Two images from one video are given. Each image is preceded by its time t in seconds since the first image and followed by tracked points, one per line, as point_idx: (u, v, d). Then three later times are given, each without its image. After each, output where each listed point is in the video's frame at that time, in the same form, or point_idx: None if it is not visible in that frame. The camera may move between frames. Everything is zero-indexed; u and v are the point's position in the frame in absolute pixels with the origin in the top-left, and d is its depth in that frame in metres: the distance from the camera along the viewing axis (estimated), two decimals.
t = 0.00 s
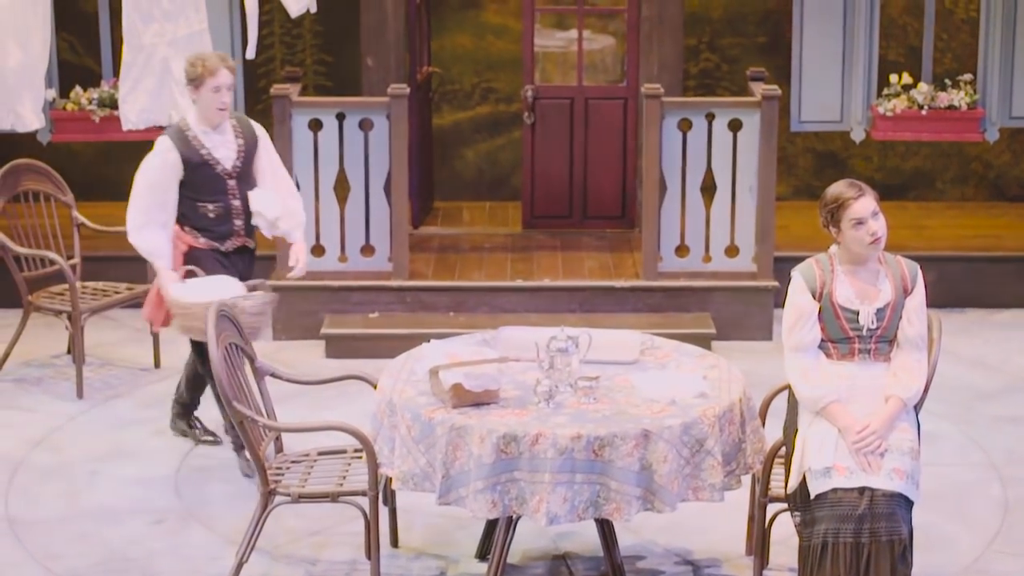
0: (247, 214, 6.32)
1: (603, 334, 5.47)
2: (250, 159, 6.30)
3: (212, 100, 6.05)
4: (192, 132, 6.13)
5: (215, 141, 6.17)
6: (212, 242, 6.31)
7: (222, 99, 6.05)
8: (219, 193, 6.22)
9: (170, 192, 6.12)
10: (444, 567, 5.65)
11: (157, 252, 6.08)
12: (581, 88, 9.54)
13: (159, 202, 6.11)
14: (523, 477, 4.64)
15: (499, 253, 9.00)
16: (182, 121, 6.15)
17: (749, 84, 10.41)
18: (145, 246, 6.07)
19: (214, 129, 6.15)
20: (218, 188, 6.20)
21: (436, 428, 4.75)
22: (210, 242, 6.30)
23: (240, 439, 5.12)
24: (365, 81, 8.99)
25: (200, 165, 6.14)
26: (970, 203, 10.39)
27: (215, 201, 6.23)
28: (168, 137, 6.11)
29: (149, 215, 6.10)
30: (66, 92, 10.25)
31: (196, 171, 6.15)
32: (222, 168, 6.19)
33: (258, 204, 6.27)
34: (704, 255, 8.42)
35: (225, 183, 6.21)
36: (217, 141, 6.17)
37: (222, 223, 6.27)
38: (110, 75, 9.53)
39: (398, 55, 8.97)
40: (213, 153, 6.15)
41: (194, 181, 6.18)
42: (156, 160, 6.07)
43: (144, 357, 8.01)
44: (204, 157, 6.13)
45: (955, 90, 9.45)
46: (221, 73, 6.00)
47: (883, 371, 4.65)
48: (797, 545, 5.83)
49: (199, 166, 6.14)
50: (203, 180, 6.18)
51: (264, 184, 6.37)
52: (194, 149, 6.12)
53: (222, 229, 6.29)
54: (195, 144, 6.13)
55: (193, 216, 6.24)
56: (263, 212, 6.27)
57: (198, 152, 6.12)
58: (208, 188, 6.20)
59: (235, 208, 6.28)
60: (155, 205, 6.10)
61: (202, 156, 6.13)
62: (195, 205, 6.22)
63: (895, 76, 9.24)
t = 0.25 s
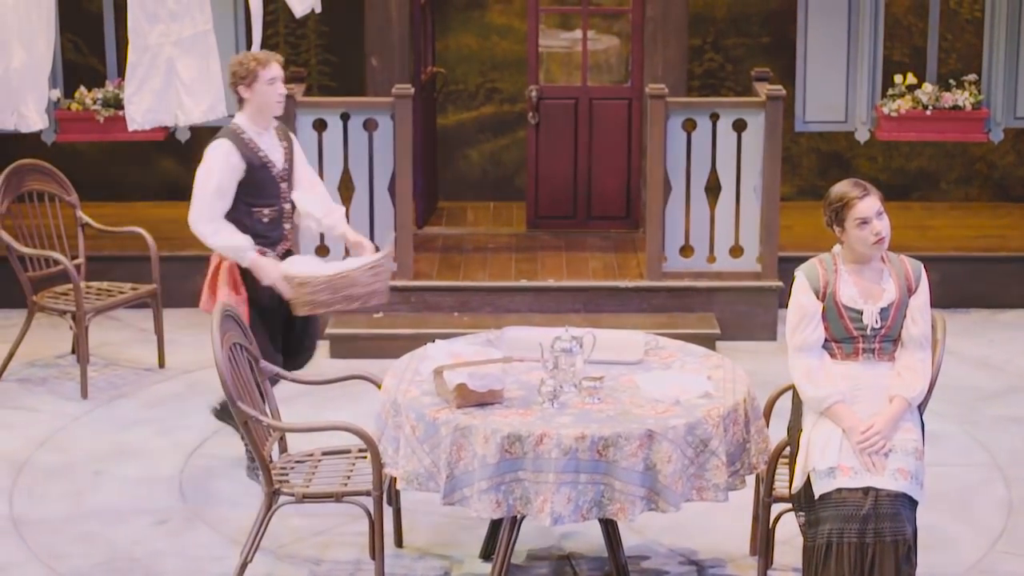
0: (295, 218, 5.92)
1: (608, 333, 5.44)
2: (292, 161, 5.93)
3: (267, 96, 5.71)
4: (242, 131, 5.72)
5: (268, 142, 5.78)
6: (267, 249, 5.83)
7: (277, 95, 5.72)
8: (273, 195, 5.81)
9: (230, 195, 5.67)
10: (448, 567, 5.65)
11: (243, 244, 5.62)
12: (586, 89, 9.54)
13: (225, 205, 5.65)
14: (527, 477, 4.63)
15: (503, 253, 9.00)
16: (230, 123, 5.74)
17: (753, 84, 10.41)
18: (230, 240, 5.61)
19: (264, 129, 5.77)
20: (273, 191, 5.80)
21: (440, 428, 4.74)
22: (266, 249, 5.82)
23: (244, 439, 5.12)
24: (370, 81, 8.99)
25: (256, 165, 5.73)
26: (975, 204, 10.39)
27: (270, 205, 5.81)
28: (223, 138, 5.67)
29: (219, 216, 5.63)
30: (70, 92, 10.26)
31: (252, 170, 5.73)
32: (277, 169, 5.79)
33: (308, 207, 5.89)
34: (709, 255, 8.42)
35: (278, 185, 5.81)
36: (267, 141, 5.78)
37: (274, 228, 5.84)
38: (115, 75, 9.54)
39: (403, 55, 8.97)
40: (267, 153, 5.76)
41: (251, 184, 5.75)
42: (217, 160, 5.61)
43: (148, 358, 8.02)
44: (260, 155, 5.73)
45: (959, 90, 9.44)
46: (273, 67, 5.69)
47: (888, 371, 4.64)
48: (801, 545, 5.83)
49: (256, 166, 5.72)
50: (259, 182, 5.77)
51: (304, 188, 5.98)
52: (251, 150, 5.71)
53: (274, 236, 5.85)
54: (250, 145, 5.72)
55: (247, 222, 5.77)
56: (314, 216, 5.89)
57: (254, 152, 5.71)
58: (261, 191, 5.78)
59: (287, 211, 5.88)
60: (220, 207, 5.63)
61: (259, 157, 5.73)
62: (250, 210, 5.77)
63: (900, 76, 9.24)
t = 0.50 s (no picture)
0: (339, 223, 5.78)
1: (608, 328, 5.44)
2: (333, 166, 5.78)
3: (320, 99, 5.52)
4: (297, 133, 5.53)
5: (319, 144, 5.62)
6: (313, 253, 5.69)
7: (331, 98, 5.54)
8: (325, 199, 5.65)
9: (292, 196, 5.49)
10: (449, 562, 5.65)
11: (319, 236, 5.48)
12: (586, 84, 9.54)
13: (292, 203, 5.48)
14: (528, 473, 4.63)
15: (504, 249, 9.00)
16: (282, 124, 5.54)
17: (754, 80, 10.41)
18: (307, 235, 5.46)
19: (315, 131, 5.59)
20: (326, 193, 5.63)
21: (441, 423, 4.74)
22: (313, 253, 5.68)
23: (245, 434, 5.11)
24: (371, 77, 8.98)
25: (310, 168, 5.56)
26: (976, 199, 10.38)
27: (321, 209, 5.65)
28: (281, 138, 5.48)
29: (288, 215, 5.45)
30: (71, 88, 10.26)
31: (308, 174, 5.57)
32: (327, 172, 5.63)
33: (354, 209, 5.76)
34: (709, 251, 8.43)
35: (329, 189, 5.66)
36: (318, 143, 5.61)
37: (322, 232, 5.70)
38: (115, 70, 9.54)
39: (403, 51, 8.97)
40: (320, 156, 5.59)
41: (307, 186, 5.58)
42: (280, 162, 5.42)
43: (149, 353, 8.02)
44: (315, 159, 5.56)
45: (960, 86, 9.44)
46: (331, 69, 5.50)
47: (888, 366, 4.65)
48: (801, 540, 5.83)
49: (312, 169, 5.56)
50: (311, 185, 5.60)
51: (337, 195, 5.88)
52: (308, 151, 5.54)
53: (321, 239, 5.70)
54: (306, 147, 5.54)
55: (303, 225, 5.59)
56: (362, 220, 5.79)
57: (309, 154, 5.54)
58: (313, 195, 5.61)
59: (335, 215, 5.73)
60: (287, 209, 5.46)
61: (315, 159, 5.56)
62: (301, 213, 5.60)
63: (901, 72, 9.24)
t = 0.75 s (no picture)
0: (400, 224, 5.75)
1: (608, 323, 5.44)
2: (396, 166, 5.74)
3: (386, 101, 5.47)
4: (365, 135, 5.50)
5: (385, 144, 5.57)
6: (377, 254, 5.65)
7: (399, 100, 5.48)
8: (390, 200, 5.62)
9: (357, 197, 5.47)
10: (449, 557, 5.65)
11: (385, 236, 5.48)
12: (586, 79, 9.53)
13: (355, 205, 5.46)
14: (529, 468, 4.63)
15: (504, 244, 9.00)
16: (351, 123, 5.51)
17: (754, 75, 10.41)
18: (372, 236, 5.46)
19: (383, 131, 5.56)
20: (391, 195, 5.60)
21: (441, 418, 4.74)
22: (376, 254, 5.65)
23: (246, 428, 5.11)
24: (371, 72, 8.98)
25: (376, 170, 5.53)
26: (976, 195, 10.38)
27: (386, 210, 5.62)
28: (347, 138, 5.44)
29: (350, 217, 5.44)
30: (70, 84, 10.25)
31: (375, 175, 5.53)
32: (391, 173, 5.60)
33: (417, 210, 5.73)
34: (709, 246, 8.42)
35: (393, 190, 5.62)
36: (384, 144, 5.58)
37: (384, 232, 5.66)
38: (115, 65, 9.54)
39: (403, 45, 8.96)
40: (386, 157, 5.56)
41: (372, 187, 5.55)
42: (346, 161, 5.40)
43: (149, 349, 8.02)
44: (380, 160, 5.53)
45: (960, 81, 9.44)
46: (399, 71, 5.44)
47: (889, 360, 4.65)
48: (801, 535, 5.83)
49: (378, 169, 5.52)
50: (375, 186, 5.56)
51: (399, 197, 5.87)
52: (374, 152, 5.50)
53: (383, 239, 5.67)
54: (370, 147, 5.50)
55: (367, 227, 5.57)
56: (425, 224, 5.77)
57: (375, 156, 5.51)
58: (377, 196, 5.58)
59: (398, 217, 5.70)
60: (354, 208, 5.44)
61: (380, 160, 5.53)
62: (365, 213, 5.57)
63: (901, 67, 9.24)
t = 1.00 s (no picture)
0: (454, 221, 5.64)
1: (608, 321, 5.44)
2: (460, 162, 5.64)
3: (439, 101, 5.36)
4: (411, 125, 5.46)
5: (438, 141, 5.51)
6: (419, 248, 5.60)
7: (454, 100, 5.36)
8: (436, 196, 5.54)
9: (394, 190, 5.42)
10: (449, 555, 5.65)
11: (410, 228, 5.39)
12: (585, 76, 9.53)
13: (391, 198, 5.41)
14: (529, 465, 4.63)
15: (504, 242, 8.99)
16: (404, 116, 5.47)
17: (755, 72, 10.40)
18: (398, 229, 5.39)
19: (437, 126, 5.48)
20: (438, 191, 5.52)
21: (441, 416, 4.73)
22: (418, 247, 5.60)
23: (247, 426, 5.11)
24: (371, 69, 8.97)
25: (422, 163, 5.46)
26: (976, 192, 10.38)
27: (432, 206, 5.54)
28: (395, 131, 5.41)
29: (382, 210, 5.39)
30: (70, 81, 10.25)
31: (419, 169, 5.46)
32: (441, 169, 5.52)
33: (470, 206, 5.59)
34: (709, 243, 8.42)
35: (442, 187, 5.54)
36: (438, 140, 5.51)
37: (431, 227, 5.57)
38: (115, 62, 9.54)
39: (404, 42, 8.95)
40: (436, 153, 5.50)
41: (418, 182, 5.49)
42: (386, 153, 5.37)
43: (149, 346, 8.02)
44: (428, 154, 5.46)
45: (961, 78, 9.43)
46: (455, 72, 5.30)
47: (889, 359, 4.64)
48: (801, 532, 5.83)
49: (424, 165, 5.46)
50: (422, 180, 5.49)
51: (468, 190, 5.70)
52: (422, 148, 5.45)
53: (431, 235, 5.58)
54: (419, 142, 5.45)
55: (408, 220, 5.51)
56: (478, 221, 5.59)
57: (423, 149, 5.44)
58: (424, 191, 5.51)
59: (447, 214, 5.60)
60: (388, 201, 5.40)
61: (428, 156, 5.46)
62: (409, 207, 5.51)
63: (901, 64, 9.23)
